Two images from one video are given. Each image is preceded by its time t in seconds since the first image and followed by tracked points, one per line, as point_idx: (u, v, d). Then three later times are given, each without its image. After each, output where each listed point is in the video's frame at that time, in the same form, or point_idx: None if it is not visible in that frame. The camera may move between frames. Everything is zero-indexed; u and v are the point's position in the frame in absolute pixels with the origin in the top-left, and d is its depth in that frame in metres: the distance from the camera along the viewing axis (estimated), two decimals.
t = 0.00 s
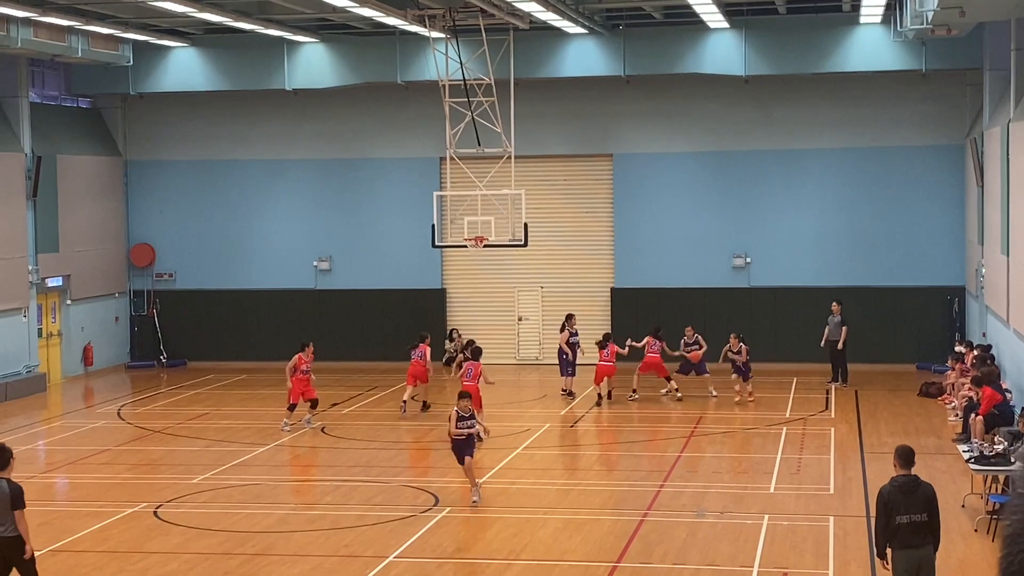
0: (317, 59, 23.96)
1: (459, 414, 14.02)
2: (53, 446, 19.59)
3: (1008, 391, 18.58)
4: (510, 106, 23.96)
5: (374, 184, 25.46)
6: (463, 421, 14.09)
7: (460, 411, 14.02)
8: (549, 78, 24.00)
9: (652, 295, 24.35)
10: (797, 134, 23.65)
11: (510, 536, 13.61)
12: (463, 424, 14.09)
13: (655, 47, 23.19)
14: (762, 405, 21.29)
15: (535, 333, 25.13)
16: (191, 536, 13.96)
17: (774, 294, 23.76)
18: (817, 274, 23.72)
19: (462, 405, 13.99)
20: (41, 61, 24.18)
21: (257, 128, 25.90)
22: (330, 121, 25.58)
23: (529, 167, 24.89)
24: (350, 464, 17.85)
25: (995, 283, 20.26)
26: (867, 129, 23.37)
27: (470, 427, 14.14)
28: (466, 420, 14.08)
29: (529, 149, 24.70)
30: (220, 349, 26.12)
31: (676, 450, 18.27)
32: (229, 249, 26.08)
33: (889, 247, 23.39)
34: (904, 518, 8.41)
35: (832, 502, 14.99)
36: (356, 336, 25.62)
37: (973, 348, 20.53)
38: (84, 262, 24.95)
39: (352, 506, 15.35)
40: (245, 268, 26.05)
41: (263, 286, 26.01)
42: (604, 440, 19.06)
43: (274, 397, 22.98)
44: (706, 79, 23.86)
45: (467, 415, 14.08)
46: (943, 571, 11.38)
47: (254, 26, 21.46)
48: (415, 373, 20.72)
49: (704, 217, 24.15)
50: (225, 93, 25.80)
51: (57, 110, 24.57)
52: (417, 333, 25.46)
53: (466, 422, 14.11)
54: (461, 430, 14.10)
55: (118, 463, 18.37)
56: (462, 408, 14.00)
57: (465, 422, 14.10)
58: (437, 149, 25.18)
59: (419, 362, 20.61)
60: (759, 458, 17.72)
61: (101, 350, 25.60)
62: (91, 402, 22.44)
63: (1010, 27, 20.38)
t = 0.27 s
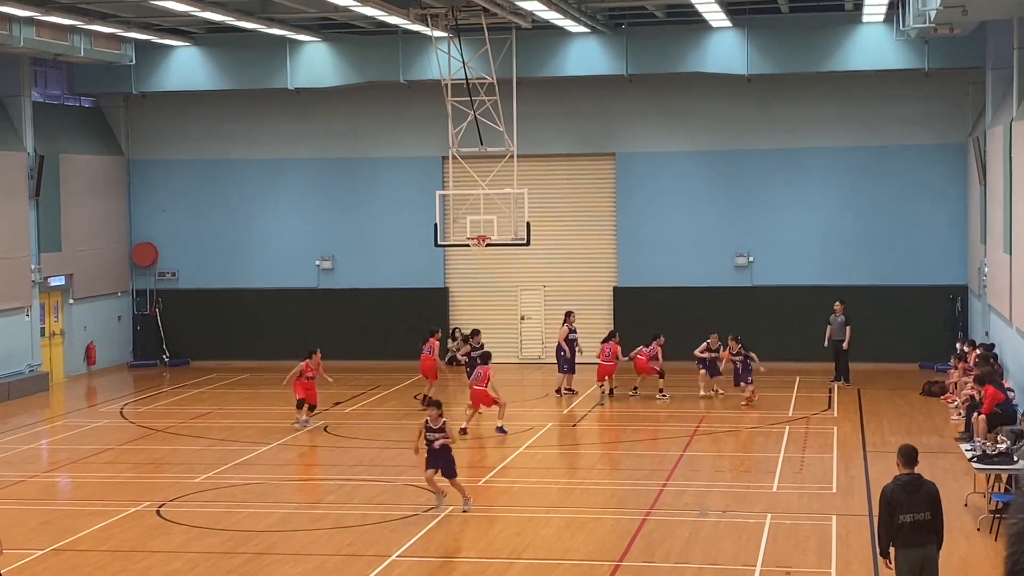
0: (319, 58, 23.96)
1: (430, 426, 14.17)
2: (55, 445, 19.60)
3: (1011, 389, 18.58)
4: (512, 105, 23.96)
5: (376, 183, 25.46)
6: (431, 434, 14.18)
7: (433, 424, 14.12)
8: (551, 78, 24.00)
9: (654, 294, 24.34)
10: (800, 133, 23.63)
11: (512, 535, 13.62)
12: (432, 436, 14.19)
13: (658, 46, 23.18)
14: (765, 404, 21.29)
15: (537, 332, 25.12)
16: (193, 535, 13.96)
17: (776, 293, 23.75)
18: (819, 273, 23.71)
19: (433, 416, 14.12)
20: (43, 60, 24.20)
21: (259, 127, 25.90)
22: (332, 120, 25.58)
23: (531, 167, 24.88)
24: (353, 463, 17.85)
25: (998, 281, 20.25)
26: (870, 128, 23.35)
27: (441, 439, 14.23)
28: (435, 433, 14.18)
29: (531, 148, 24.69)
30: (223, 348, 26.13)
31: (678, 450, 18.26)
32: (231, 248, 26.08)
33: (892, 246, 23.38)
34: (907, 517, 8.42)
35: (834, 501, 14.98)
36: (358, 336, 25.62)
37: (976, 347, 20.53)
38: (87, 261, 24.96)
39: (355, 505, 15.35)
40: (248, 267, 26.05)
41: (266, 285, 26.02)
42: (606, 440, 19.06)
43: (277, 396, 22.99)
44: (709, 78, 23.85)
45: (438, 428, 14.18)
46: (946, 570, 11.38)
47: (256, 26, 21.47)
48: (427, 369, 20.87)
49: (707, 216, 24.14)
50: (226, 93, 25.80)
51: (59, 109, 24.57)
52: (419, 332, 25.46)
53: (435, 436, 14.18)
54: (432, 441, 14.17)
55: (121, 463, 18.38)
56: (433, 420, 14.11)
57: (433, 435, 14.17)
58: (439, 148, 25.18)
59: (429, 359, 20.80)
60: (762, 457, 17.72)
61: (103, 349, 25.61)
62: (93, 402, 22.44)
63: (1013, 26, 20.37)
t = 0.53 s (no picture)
0: (323, 56, 23.94)
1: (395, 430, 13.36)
2: (60, 443, 19.64)
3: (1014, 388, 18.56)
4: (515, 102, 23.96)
5: (380, 180, 25.45)
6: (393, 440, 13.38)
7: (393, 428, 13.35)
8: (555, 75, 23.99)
9: (657, 292, 24.34)
10: (804, 130, 23.61)
11: (516, 533, 13.63)
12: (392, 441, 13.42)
13: (662, 43, 23.15)
14: (769, 402, 21.28)
15: (541, 330, 25.14)
16: (198, 533, 13.99)
17: (780, 291, 23.75)
18: (823, 271, 23.69)
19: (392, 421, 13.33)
20: (47, 58, 24.21)
21: (263, 125, 25.90)
22: (335, 117, 25.57)
23: (534, 164, 24.87)
24: (357, 461, 17.88)
25: (1002, 279, 20.23)
26: (874, 125, 23.33)
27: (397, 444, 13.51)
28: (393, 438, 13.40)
29: (535, 145, 24.68)
30: (227, 346, 26.15)
31: (683, 447, 18.27)
32: (234, 246, 26.09)
33: (896, 244, 23.36)
34: (911, 514, 8.45)
35: (838, 498, 14.99)
36: (362, 334, 25.63)
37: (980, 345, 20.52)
38: (91, 259, 24.99)
39: (359, 502, 15.37)
40: (251, 265, 26.06)
41: (269, 283, 26.03)
42: (611, 437, 19.07)
43: (281, 394, 23.02)
44: (713, 75, 23.82)
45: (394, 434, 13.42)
46: (950, 568, 11.39)
47: (259, 24, 21.46)
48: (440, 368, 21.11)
49: (710, 213, 24.13)
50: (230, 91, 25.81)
51: (63, 107, 24.60)
52: (423, 330, 25.47)
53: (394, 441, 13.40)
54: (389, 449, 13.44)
55: (126, 460, 18.42)
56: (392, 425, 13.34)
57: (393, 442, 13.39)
58: (443, 146, 25.17)
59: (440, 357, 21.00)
60: (766, 455, 17.73)
61: (108, 347, 25.63)
62: (98, 399, 22.48)
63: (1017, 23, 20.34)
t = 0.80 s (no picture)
0: (327, 53, 23.95)
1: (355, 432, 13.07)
2: (65, 440, 19.66)
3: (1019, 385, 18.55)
4: (520, 99, 23.96)
5: (385, 177, 25.46)
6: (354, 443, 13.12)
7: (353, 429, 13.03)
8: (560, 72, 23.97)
9: (662, 288, 24.34)
10: (809, 127, 23.58)
11: (521, 530, 13.63)
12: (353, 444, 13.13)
13: (667, 40, 23.13)
14: (773, 399, 21.28)
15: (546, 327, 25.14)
16: (203, 530, 14.01)
17: (785, 287, 23.73)
18: (828, 267, 23.67)
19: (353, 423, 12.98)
20: (52, 56, 24.24)
21: (267, 122, 25.91)
22: (340, 114, 25.58)
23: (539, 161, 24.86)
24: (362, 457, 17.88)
25: (1007, 275, 20.20)
26: (879, 121, 23.30)
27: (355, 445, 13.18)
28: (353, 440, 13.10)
29: (540, 142, 24.67)
30: (232, 342, 26.17)
31: (687, 444, 18.26)
32: (240, 243, 26.11)
33: (901, 240, 23.33)
34: (917, 511, 8.46)
35: (843, 495, 14.98)
36: (366, 330, 25.65)
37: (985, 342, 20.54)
38: (97, 257, 25.02)
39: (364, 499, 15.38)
40: (256, 262, 26.08)
41: (274, 280, 26.05)
42: (615, 434, 19.07)
43: (286, 391, 23.03)
44: (717, 71, 23.80)
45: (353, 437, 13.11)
46: (956, 565, 11.37)
47: (264, 21, 21.47)
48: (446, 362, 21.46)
49: (715, 209, 24.11)
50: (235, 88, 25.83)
51: (68, 104, 24.63)
52: (428, 327, 25.49)
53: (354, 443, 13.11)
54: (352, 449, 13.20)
55: (131, 457, 18.43)
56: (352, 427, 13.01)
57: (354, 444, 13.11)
58: (448, 142, 25.17)
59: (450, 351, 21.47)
60: (771, 451, 17.71)
61: (113, 344, 25.65)
62: (103, 396, 22.51)
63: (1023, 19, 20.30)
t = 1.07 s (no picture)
0: (333, 47, 23.93)
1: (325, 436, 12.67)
2: (72, 434, 19.70)
3: None
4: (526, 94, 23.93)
5: (391, 172, 25.45)
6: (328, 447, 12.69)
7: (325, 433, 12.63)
8: (566, 66, 23.94)
9: (669, 282, 24.32)
10: (815, 121, 23.54)
11: (529, 524, 13.64)
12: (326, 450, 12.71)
13: (674, 34, 23.09)
14: (780, 393, 21.27)
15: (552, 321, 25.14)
16: (211, 523, 14.03)
17: (792, 281, 23.69)
18: (835, 262, 23.63)
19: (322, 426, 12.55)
20: (59, 50, 24.26)
21: (274, 117, 25.91)
22: (346, 109, 25.57)
23: (545, 155, 24.83)
24: (369, 451, 17.89)
25: (1015, 269, 20.16)
26: (886, 115, 23.25)
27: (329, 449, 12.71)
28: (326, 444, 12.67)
29: (546, 137, 24.64)
30: (239, 337, 26.20)
31: (694, 438, 18.25)
32: (246, 238, 26.12)
33: (909, 235, 23.29)
34: (924, 504, 8.42)
35: (850, 489, 14.96)
36: (373, 325, 25.66)
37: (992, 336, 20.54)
38: (104, 251, 25.05)
39: (371, 493, 15.39)
40: (263, 256, 26.09)
41: (280, 275, 26.05)
42: (622, 428, 19.07)
43: (292, 385, 23.05)
44: (724, 65, 23.76)
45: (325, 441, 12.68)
46: (964, 559, 11.38)
47: (270, 15, 21.46)
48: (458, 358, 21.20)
49: (722, 204, 24.08)
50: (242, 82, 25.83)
51: (75, 99, 24.65)
52: (434, 321, 25.49)
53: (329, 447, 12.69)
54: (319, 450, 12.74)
55: (138, 451, 18.45)
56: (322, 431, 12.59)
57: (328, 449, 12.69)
58: (454, 137, 25.15)
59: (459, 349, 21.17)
60: (778, 445, 17.70)
61: (120, 339, 25.69)
62: (110, 391, 22.54)
63: None
